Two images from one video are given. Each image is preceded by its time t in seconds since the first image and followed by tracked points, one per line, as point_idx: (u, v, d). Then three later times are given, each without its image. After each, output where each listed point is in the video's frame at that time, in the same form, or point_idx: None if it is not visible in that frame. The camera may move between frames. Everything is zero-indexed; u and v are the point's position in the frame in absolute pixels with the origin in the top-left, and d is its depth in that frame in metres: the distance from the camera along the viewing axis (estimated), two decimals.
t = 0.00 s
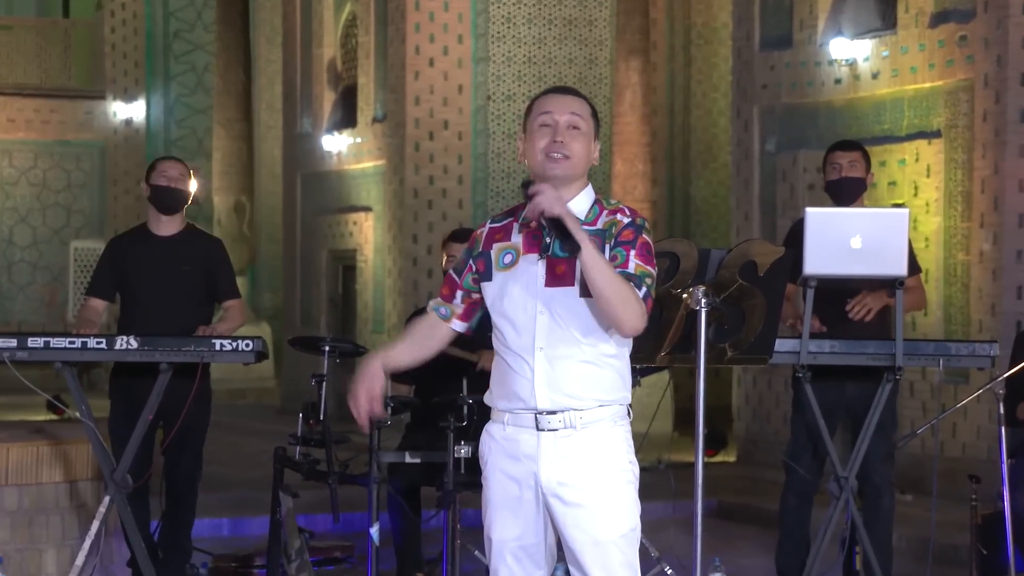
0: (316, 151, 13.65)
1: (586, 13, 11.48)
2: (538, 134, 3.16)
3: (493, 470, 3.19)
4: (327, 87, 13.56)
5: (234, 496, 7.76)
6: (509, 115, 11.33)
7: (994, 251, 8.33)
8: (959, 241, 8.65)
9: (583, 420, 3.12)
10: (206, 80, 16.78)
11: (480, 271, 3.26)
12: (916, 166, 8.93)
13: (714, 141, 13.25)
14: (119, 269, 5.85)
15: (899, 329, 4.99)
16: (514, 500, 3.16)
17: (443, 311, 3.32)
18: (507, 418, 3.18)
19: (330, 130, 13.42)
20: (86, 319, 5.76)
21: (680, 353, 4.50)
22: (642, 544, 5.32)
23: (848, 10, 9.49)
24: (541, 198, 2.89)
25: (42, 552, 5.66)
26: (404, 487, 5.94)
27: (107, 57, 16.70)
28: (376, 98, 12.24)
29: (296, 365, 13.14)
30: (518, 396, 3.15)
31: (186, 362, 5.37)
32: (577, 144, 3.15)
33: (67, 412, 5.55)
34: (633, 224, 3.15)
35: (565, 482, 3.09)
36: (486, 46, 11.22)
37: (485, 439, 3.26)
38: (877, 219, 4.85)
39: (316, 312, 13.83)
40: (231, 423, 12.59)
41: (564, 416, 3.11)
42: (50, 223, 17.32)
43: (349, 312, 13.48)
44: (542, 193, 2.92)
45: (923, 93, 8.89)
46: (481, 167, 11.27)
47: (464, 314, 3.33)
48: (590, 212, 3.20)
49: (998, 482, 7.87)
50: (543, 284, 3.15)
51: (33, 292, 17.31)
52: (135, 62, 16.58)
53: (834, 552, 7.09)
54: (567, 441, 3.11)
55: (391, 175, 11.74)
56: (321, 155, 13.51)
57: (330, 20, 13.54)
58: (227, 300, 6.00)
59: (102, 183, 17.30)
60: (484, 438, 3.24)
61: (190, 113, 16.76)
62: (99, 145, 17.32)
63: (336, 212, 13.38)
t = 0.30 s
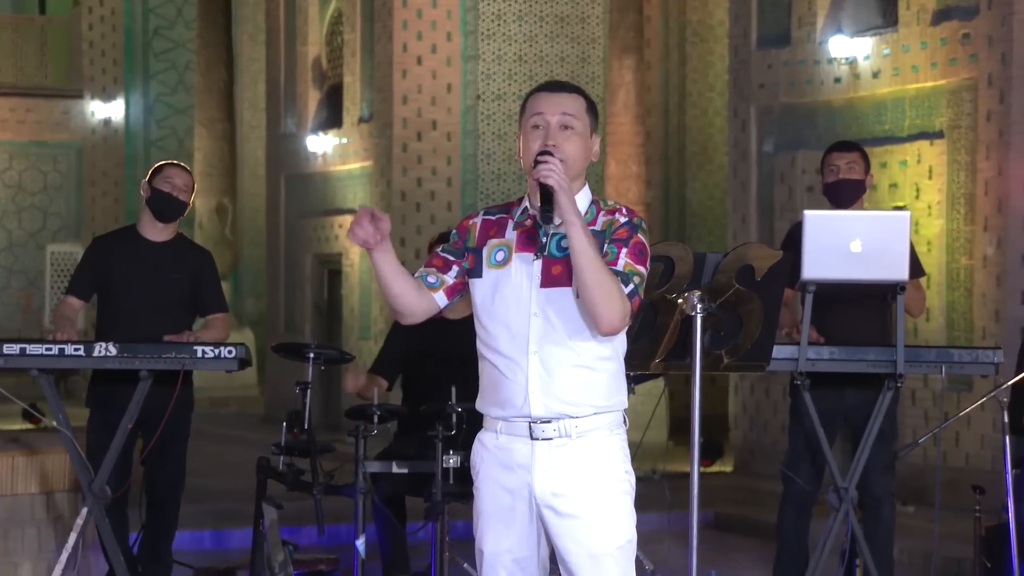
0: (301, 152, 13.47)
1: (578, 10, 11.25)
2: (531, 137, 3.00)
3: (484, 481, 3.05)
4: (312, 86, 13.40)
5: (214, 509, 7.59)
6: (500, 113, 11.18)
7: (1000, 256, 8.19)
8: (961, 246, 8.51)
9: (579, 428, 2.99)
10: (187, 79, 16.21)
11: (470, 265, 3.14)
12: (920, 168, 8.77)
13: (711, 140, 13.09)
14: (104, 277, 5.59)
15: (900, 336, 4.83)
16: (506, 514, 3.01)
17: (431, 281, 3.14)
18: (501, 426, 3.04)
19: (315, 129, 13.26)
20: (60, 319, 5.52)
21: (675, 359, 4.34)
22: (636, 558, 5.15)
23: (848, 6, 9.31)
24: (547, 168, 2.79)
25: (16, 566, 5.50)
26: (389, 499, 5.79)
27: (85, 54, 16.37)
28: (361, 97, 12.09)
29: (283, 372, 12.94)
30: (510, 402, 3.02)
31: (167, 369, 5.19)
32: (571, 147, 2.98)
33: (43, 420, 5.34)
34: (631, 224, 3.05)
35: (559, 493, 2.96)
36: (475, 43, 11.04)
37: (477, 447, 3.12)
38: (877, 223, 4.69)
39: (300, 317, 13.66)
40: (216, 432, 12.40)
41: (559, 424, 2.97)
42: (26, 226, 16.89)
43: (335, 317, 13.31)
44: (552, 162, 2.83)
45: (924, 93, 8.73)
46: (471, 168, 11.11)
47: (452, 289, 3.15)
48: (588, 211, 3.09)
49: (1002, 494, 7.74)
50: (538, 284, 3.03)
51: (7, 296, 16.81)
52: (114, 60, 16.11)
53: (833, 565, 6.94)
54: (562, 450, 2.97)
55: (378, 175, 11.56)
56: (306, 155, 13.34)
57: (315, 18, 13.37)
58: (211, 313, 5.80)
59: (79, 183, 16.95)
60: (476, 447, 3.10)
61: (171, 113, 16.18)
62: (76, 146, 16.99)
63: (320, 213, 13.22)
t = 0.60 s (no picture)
0: (291, 153, 13.32)
1: (574, 7, 11.05)
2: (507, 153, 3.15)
3: (477, 490, 3.06)
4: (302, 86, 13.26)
5: (200, 522, 7.41)
6: (493, 115, 10.91)
7: (1009, 259, 8.06)
8: (968, 250, 8.37)
9: (576, 437, 3.02)
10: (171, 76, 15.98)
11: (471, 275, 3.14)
12: (925, 169, 8.61)
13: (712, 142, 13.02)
14: (93, 283, 5.38)
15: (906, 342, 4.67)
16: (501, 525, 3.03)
17: (441, 304, 3.12)
18: (496, 435, 3.06)
19: (304, 129, 13.13)
20: (37, 313, 5.30)
21: (674, 366, 4.23)
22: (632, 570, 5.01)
23: (851, 3, 9.16)
24: (495, 200, 2.84)
25: None
26: (383, 512, 5.63)
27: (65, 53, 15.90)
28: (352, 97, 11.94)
29: (273, 378, 12.74)
30: (505, 412, 3.03)
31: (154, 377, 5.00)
32: (545, 157, 3.10)
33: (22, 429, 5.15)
34: (626, 234, 3.11)
35: (557, 503, 2.99)
36: (468, 41, 10.86)
37: (468, 456, 3.13)
38: (881, 226, 4.53)
39: (289, 323, 13.49)
40: (205, 442, 12.21)
41: (554, 432, 3.00)
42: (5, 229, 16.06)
43: (325, 323, 13.15)
44: (502, 190, 2.88)
45: (931, 91, 8.59)
46: (464, 171, 10.90)
47: (461, 308, 3.14)
48: (586, 222, 3.15)
49: (1013, 504, 7.61)
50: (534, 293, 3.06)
51: None
52: (96, 58, 15.81)
53: None
54: (558, 459, 3.01)
55: (369, 176, 11.39)
56: (296, 156, 13.20)
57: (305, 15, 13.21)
58: (191, 321, 5.59)
59: (60, 185, 16.19)
60: (469, 456, 3.11)
61: (155, 112, 15.96)
62: (58, 146, 16.17)
63: (311, 215, 13.06)
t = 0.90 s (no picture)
0: (285, 156, 13.15)
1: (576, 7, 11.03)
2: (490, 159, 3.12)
3: (474, 504, 3.02)
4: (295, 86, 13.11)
5: (191, 538, 7.25)
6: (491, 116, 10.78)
7: None
8: (983, 256, 8.24)
9: (574, 450, 2.97)
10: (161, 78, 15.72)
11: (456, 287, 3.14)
12: (938, 172, 8.43)
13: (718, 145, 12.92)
14: (80, 291, 5.23)
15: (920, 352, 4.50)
16: (499, 541, 2.99)
17: (421, 309, 3.14)
18: (491, 449, 3.02)
19: (299, 131, 12.96)
20: (23, 314, 5.11)
21: (679, 376, 4.09)
22: None
23: (862, 2, 9.00)
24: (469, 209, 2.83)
25: None
26: (380, 525, 5.48)
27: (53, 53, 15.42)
28: (348, 99, 11.79)
29: (267, 388, 12.55)
30: (499, 426, 2.99)
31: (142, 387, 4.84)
32: (527, 163, 3.05)
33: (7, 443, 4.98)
34: (611, 238, 3.03)
35: (555, 518, 2.95)
36: (467, 40, 10.73)
37: (464, 471, 3.09)
38: (895, 230, 4.38)
39: (281, 332, 13.32)
40: (200, 454, 12.01)
41: (550, 446, 2.96)
42: None
43: (320, 330, 12.99)
44: (476, 198, 2.87)
45: (944, 93, 8.45)
46: (463, 175, 10.77)
47: (444, 314, 3.15)
48: (573, 227, 3.09)
49: None
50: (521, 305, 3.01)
51: None
52: (84, 58, 15.41)
53: None
54: (556, 472, 2.96)
55: (365, 180, 11.23)
56: (290, 160, 13.04)
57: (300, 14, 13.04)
58: (178, 330, 5.45)
59: (48, 191, 15.45)
60: (465, 472, 3.08)
61: (145, 114, 15.66)
62: (46, 151, 15.48)
63: (306, 220, 12.89)
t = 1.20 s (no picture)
0: (289, 157, 13.01)
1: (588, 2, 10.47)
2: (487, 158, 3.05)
3: (476, 515, 2.93)
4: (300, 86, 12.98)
5: (193, 549, 7.09)
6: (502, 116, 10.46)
7: None
8: (1008, 261, 8.09)
9: (579, 459, 2.88)
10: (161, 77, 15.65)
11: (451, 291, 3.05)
12: (962, 174, 8.31)
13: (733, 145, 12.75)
14: (77, 296, 5.08)
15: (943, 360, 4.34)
16: (502, 554, 2.91)
17: (409, 288, 3.16)
18: (494, 459, 2.93)
19: (303, 132, 12.83)
20: (17, 329, 5.02)
21: (694, 384, 3.93)
22: None
23: None
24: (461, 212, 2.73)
25: None
26: (388, 536, 5.33)
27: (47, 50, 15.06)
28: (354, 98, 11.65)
29: (270, 395, 12.39)
30: (500, 436, 2.90)
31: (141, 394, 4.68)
32: (524, 162, 2.98)
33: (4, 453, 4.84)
34: (609, 237, 2.92)
35: (560, 530, 2.86)
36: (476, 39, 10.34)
37: (466, 482, 3.00)
38: (917, 233, 4.21)
39: (284, 338, 13.16)
40: (203, 462, 11.85)
41: (555, 455, 2.87)
42: None
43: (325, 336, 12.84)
44: (469, 200, 2.76)
45: (968, 91, 8.29)
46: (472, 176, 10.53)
47: (430, 300, 3.19)
48: (571, 230, 3.00)
49: None
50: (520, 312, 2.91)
51: None
52: (82, 58, 15.22)
53: None
54: (561, 482, 2.87)
55: (372, 181, 11.10)
56: (294, 161, 12.89)
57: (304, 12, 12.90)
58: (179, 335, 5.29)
59: (44, 192, 15.17)
60: (467, 482, 2.99)
61: (144, 113, 15.62)
62: (42, 150, 15.18)
63: (311, 222, 12.74)
